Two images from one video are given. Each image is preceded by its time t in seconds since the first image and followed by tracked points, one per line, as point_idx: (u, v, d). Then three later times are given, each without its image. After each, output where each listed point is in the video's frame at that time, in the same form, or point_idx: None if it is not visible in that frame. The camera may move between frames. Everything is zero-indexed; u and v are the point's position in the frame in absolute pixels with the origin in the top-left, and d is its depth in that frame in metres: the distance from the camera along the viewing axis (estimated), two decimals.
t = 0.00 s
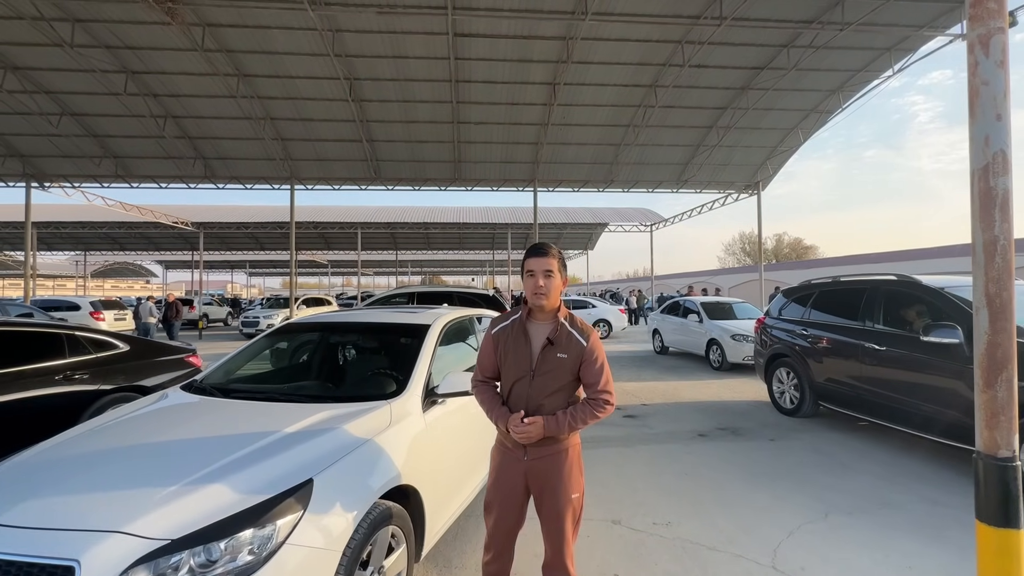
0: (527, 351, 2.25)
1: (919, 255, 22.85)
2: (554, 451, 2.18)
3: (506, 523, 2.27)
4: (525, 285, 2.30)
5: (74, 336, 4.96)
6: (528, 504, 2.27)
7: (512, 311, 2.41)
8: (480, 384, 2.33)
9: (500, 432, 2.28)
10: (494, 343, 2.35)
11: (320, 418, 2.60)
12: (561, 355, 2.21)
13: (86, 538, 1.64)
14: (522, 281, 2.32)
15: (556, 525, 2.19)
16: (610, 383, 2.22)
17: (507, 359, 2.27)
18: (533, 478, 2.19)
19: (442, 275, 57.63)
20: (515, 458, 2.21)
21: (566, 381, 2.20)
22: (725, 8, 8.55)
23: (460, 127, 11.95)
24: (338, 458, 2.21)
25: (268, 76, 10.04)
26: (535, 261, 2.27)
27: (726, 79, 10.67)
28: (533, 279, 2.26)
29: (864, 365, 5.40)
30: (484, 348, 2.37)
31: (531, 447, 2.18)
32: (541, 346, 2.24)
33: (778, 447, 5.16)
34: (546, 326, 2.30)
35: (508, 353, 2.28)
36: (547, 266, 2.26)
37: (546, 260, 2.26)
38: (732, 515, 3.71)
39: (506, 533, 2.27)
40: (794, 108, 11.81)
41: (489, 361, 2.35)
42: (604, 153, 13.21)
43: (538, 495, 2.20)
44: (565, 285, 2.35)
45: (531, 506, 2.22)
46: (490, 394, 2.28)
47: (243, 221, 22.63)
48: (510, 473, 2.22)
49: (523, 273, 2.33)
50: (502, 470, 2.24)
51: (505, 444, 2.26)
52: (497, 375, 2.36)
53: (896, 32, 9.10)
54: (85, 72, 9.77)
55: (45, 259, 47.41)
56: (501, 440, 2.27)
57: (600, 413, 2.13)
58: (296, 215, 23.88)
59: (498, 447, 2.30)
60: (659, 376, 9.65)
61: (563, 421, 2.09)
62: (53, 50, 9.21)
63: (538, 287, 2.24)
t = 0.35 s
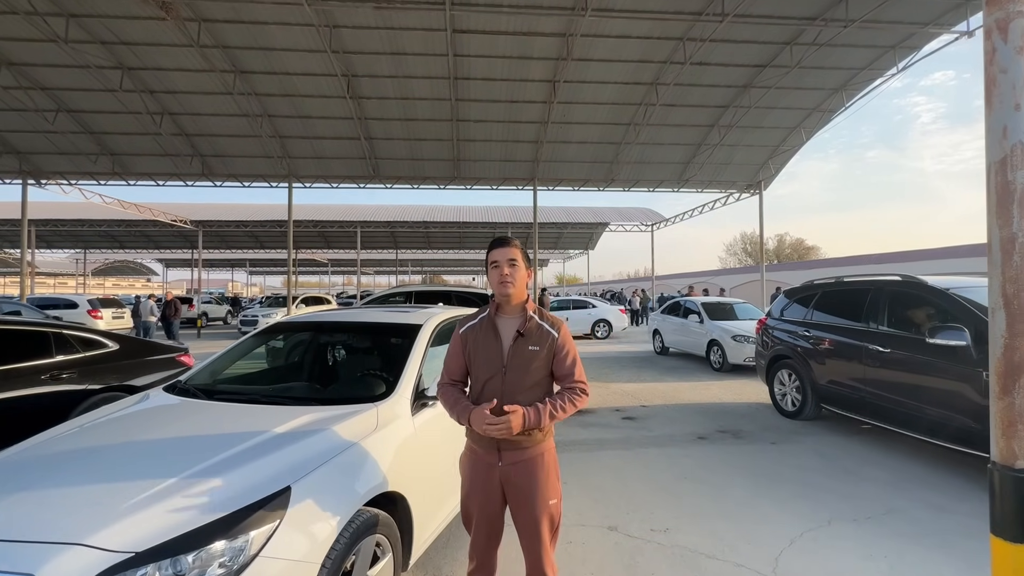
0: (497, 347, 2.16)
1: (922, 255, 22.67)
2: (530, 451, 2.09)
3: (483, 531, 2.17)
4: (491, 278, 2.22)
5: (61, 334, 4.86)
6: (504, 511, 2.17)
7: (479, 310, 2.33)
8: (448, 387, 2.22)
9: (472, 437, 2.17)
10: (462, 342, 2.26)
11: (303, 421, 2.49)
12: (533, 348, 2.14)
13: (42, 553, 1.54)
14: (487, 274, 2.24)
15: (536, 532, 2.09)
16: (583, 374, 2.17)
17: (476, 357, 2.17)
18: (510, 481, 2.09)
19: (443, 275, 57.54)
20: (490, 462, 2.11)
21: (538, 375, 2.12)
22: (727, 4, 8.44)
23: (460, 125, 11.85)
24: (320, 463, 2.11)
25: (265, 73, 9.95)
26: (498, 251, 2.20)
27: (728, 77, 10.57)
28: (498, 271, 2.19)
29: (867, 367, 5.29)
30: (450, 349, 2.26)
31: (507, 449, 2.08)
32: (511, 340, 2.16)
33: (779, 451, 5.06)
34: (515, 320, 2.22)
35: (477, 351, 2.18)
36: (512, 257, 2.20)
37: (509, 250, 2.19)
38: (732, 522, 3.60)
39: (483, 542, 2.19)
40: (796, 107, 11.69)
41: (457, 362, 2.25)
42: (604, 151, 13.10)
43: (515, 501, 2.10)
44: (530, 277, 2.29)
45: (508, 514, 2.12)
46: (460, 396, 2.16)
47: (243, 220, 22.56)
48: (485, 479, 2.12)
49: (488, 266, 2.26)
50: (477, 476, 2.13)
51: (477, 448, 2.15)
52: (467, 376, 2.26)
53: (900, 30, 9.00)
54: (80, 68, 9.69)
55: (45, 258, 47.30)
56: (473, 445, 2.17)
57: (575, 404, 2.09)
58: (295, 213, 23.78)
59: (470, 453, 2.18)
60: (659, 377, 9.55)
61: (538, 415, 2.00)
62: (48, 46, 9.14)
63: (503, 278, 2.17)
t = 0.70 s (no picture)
0: (475, 345, 2.09)
1: (923, 255, 22.59)
2: (512, 449, 2.04)
3: (466, 533, 2.10)
4: (464, 276, 2.16)
5: (52, 331, 4.79)
6: (486, 514, 2.10)
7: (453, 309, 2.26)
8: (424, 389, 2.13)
9: (452, 440, 2.09)
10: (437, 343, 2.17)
11: (292, 420, 2.41)
12: (512, 343, 2.09)
13: (15, 561, 1.48)
14: (459, 273, 2.18)
15: (520, 535, 2.02)
16: (562, 367, 2.15)
17: (452, 355, 2.10)
18: (492, 482, 2.02)
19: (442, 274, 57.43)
20: (471, 463, 2.04)
21: (517, 372, 2.07)
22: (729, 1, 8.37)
23: (459, 123, 11.78)
24: (310, 464, 2.04)
25: (263, 68, 9.88)
26: (469, 250, 2.15)
27: (730, 75, 10.50)
28: (472, 267, 2.13)
29: (869, 368, 5.23)
30: (424, 350, 2.18)
31: (488, 448, 2.01)
32: (489, 337, 2.10)
33: (780, 452, 5.00)
34: (491, 316, 2.16)
35: (454, 349, 2.10)
36: (486, 253, 2.14)
37: (480, 247, 2.14)
38: (732, 525, 3.54)
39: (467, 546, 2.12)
40: (798, 105, 11.62)
41: (431, 364, 2.16)
42: (604, 150, 13.02)
43: (498, 502, 2.03)
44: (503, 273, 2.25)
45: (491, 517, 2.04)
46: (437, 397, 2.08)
47: (242, 217, 22.48)
48: (467, 482, 2.05)
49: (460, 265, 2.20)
50: (458, 479, 2.06)
51: (456, 450, 2.07)
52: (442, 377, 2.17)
53: (904, 27, 8.91)
54: (75, 62, 9.61)
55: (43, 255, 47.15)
56: (452, 448, 2.08)
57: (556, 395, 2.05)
58: (293, 211, 23.70)
59: (449, 455, 2.11)
60: (658, 377, 9.49)
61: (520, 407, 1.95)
62: (43, 40, 9.06)
63: (475, 275, 2.12)
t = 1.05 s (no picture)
0: (465, 346, 2.01)
1: (921, 256, 22.57)
2: (506, 453, 1.95)
3: (460, 540, 2.03)
4: (452, 276, 2.08)
5: (42, 329, 4.69)
6: (481, 520, 2.01)
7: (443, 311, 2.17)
8: (413, 392, 2.04)
9: (443, 446, 2.00)
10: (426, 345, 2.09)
11: (291, 422, 2.31)
12: (503, 343, 2.00)
13: None
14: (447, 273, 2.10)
15: (515, 543, 1.93)
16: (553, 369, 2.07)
17: (442, 358, 2.01)
18: (486, 489, 1.93)
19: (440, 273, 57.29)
20: (463, 469, 1.95)
21: (509, 373, 1.98)
22: None
23: (458, 120, 11.70)
24: (309, 468, 1.95)
25: (260, 64, 9.78)
26: (455, 249, 2.07)
27: (731, 74, 10.43)
28: (459, 267, 2.05)
29: (874, 369, 5.16)
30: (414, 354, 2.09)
31: (481, 453, 1.93)
32: (480, 337, 2.01)
33: (784, 454, 4.93)
34: (482, 316, 2.07)
35: (443, 351, 2.02)
36: (474, 252, 2.06)
37: (467, 247, 2.05)
38: (738, 530, 3.46)
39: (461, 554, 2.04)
40: (799, 104, 11.56)
41: (421, 367, 2.07)
42: (604, 148, 12.95)
43: (492, 509, 1.94)
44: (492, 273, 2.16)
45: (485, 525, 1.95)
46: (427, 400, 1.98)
47: (238, 214, 22.34)
48: (459, 488, 1.96)
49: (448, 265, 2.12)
50: (451, 485, 1.97)
51: (448, 455, 1.99)
52: (433, 380, 2.09)
53: (907, 26, 8.86)
54: (69, 56, 9.50)
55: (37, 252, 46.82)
56: (444, 453, 2.00)
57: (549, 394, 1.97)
58: (291, 208, 23.55)
59: (440, 461, 2.02)
60: (658, 377, 9.42)
61: (512, 409, 1.86)
62: (36, 34, 8.94)
63: (463, 275, 2.03)
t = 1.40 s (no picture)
0: (467, 350, 1.90)
1: (918, 256, 22.61)
2: (512, 463, 1.83)
3: (464, 554, 1.92)
4: (454, 277, 1.97)
5: (29, 330, 4.56)
6: (486, 534, 1.90)
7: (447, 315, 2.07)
8: (416, 399, 1.95)
9: (445, 454, 1.90)
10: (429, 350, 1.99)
11: (287, 429, 2.18)
12: (508, 345, 1.88)
13: None
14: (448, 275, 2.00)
15: (522, 559, 1.81)
16: (562, 373, 1.94)
17: (445, 364, 1.91)
18: (491, 501, 1.81)
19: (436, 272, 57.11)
20: (467, 480, 1.84)
21: (513, 378, 1.85)
22: None
23: (457, 118, 11.59)
24: (307, 478, 1.83)
25: (255, 59, 9.65)
26: (456, 249, 1.96)
27: (731, 73, 10.37)
28: (459, 268, 1.94)
29: (880, 371, 5.07)
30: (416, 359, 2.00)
31: (485, 464, 1.81)
32: (483, 340, 1.90)
33: (789, 457, 4.84)
34: (486, 319, 1.96)
35: (446, 356, 1.91)
36: (476, 251, 1.95)
37: (469, 246, 1.94)
38: (748, 537, 3.37)
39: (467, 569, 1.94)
40: (799, 104, 11.51)
41: (424, 372, 1.98)
42: (603, 147, 12.86)
43: (497, 522, 1.82)
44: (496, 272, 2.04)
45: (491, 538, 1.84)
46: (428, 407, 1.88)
47: (233, 213, 22.14)
48: (463, 500, 1.85)
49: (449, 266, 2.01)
50: (454, 496, 1.86)
51: (451, 464, 1.88)
52: (437, 387, 1.99)
53: (909, 25, 8.80)
54: (60, 51, 9.34)
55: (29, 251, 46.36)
56: (447, 463, 1.89)
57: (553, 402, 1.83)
58: (286, 207, 23.36)
59: (443, 470, 1.91)
60: (658, 378, 9.33)
61: (515, 418, 1.74)
62: (27, 27, 8.80)
63: (465, 277, 1.93)
